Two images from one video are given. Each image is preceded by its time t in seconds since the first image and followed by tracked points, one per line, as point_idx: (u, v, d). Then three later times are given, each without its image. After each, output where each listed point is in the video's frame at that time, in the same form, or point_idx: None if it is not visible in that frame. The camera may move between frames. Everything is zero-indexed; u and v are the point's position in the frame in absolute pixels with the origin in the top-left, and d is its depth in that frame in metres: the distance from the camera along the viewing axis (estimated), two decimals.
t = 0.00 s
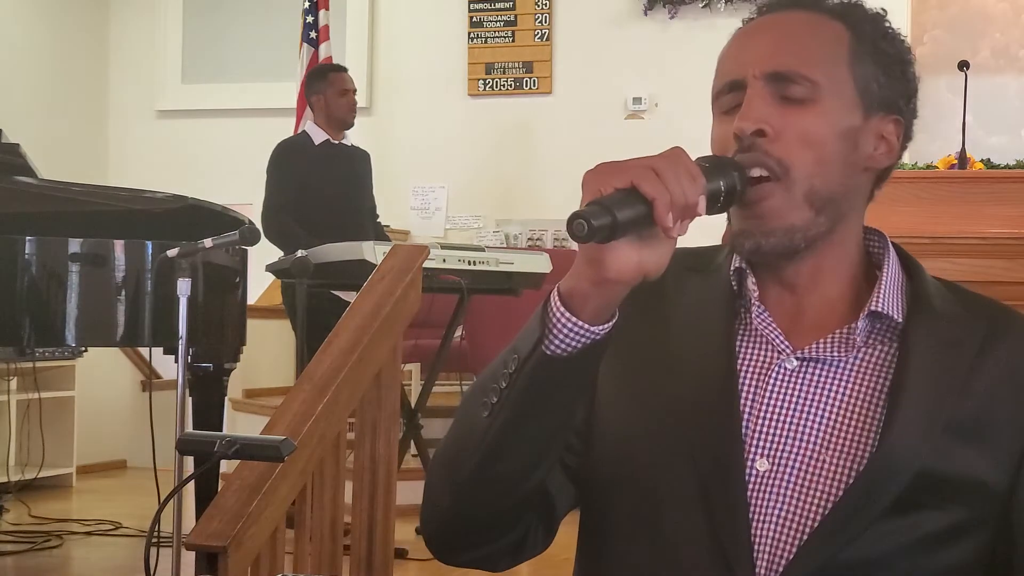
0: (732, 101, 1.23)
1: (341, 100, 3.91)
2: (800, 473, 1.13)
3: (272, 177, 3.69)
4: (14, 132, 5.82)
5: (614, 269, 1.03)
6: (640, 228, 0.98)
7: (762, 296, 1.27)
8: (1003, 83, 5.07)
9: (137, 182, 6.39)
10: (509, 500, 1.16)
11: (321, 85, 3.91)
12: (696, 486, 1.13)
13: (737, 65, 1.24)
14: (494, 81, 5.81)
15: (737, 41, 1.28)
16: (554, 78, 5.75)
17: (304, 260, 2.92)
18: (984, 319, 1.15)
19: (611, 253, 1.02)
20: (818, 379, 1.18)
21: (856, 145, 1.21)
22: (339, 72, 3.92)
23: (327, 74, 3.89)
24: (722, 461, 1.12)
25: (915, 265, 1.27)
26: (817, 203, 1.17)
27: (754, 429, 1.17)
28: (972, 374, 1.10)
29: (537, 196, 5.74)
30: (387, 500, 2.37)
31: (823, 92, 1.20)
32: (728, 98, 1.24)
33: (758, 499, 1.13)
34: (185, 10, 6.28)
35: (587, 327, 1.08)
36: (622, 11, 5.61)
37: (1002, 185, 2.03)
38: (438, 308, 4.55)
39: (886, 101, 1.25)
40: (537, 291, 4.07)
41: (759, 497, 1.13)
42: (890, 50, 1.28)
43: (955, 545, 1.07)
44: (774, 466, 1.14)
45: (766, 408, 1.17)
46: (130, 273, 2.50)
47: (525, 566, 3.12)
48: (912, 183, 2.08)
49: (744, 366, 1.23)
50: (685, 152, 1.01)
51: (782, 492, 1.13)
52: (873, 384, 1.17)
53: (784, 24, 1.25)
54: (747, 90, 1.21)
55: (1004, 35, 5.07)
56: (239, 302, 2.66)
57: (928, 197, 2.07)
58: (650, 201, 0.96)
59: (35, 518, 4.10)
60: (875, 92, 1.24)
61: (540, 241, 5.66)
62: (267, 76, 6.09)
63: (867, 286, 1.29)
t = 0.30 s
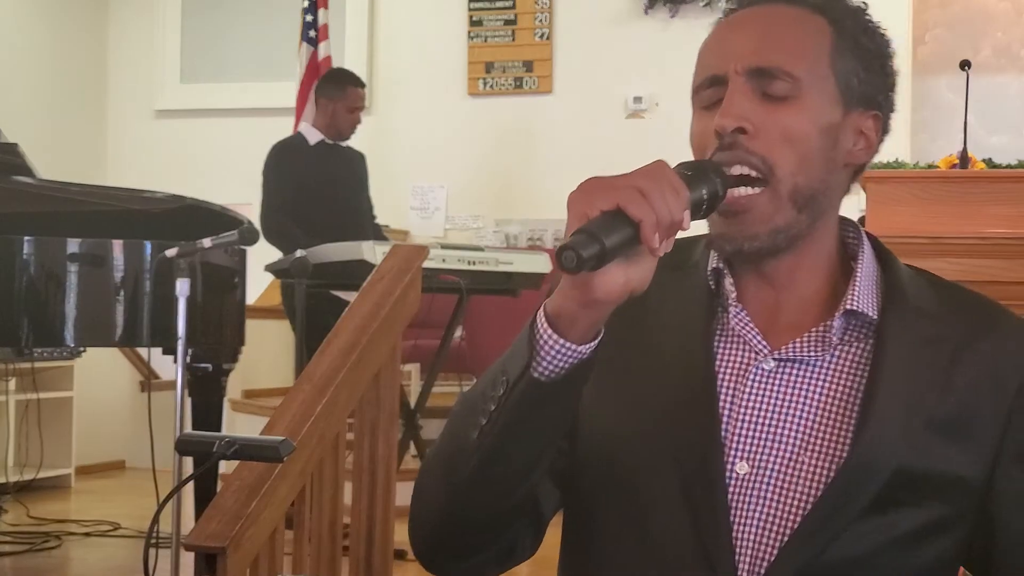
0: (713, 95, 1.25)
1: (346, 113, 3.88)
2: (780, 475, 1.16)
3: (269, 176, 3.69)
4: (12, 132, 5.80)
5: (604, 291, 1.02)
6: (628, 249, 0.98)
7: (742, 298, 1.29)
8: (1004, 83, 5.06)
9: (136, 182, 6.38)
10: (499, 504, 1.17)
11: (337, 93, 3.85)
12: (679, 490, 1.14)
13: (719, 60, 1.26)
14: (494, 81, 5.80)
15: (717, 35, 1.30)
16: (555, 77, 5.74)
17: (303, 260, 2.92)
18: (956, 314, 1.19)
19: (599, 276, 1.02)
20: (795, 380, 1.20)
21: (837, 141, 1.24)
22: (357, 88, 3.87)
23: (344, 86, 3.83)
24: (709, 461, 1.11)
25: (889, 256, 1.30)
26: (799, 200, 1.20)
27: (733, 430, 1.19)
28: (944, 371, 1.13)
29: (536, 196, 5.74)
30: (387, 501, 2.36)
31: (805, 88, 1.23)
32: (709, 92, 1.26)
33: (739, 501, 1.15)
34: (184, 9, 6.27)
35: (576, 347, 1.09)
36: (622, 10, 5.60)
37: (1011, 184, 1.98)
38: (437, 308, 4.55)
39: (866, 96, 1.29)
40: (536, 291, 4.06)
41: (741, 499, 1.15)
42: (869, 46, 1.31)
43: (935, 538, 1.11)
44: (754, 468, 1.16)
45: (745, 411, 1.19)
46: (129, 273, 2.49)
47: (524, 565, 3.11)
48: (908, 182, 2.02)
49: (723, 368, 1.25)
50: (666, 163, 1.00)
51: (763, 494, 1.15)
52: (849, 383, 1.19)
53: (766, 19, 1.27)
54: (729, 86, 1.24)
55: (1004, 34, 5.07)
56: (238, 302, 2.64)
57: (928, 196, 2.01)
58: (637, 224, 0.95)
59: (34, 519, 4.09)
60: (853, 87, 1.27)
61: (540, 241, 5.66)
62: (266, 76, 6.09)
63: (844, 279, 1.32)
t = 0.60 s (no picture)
0: (640, 122, 1.28)
1: (346, 114, 3.86)
2: (724, 477, 1.21)
3: (270, 176, 3.66)
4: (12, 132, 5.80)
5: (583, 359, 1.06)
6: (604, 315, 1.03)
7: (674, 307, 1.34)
8: (1003, 83, 5.07)
9: (136, 182, 6.38)
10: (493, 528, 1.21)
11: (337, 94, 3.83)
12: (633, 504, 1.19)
13: (644, 90, 1.29)
14: (493, 81, 5.80)
15: (632, 62, 1.33)
16: (555, 77, 5.74)
17: (303, 260, 2.92)
18: (870, 308, 1.28)
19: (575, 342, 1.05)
20: (732, 385, 1.24)
21: (759, 156, 1.30)
22: (358, 89, 3.85)
23: (346, 86, 3.82)
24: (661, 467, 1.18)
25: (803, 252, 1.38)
26: (731, 214, 1.24)
27: (677, 433, 1.23)
28: (864, 366, 1.21)
29: (536, 196, 5.74)
30: (386, 500, 2.37)
31: (729, 109, 1.28)
32: (636, 120, 1.28)
33: (688, 504, 1.21)
34: (185, 10, 6.28)
35: (556, 406, 1.14)
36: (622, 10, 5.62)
37: (1009, 184, 1.98)
38: (437, 308, 4.56)
39: (777, 110, 1.36)
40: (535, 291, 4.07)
41: (689, 502, 1.21)
42: (775, 60, 1.38)
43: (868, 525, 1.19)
44: (699, 473, 1.21)
45: (687, 418, 1.24)
46: (130, 272, 2.50)
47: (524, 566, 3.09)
48: (905, 183, 2.04)
49: (661, 379, 1.28)
50: (621, 220, 1.07)
51: (709, 496, 1.20)
52: (781, 383, 1.25)
53: (678, 45, 1.32)
54: (658, 115, 1.27)
55: (1003, 35, 5.09)
56: (238, 303, 2.65)
57: (927, 196, 2.02)
58: (613, 291, 1.01)
59: (34, 518, 4.10)
60: (767, 103, 1.34)
61: (540, 241, 5.67)
62: (267, 76, 6.09)
63: (764, 281, 1.39)
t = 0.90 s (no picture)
0: (565, 159, 1.29)
1: (337, 108, 3.81)
2: (687, 473, 1.24)
3: (268, 169, 3.63)
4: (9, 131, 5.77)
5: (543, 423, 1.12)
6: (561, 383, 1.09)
7: (618, 318, 1.33)
8: (1008, 81, 5.04)
9: (134, 181, 6.35)
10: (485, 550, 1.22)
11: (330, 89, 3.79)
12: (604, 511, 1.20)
13: (564, 127, 1.29)
14: (493, 79, 5.77)
15: (550, 93, 1.33)
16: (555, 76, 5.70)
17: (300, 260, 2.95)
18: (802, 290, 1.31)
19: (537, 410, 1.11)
20: (685, 387, 1.27)
21: (681, 174, 1.33)
22: (349, 85, 3.78)
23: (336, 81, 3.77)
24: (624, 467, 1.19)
25: (733, 245, 1.40)
26: (660, 237, 1.29)
27: (639, 431, 1.25)
28: (804, 354, 1.25)
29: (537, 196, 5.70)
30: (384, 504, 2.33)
31: (651, 139, 1.30)
32: (561, 158, 1.30)
33: (658, 502, 1.23)
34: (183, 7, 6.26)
35: (522, 462, 1.17)
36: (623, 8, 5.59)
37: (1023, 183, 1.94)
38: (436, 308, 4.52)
39: (696, 119, 1.37)
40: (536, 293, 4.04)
41: (658, 500, 1.23)
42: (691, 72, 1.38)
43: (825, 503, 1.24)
44: (665, 471, 1.24)
45: (646, 421, 1.26)
46: (125, 273, 2.45)
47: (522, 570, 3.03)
48: (914, 181, 2.00)
49: (615, 390, 1.29)
50: (558, 284, 1.11)
51: (676, 493, 1.23)
52: (731, 376, 1.29)
53: (595, 76, 1.32)
54: (583, 153, 1.28)
55: (1007, 33, 5.06)
56: (235, 306, 2.59)
57: (935, 196, 1.98)
58: (566, 363, 1.08)
59: (30, 521, 4.07)
60: (684, 119, 1.35)
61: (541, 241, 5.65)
62: (265, 74, 6.06)
63: (698, 279, 1.40)
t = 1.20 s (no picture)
0: (548, 185, 1.31)
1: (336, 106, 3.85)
2: (680, 456, 1.30)
3: (274, 159, 3.66)
4: (15, 132, 5.81)
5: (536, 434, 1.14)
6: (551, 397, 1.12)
7: (608, 319, 1.36)
8: (1002, 84, 5.10)
9: (138, 183, 6.40)
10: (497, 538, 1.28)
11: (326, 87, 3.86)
12: (601, 498, 1.26)
13: (545, 156, 1.31)
14: (494, 82, 5.83)
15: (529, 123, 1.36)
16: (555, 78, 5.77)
17: (305, 260, 2.97)
18: (778, 284, 1.36)
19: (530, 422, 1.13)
20: (670, 378, 1.33)
21: (658, 191, 1.35)
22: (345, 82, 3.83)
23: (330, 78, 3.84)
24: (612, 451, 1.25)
25: (714, 244, 1.45)
26: (642, 251, 1.32)
27: (632, 419, 1.32)
28: (780, 342, 1.30)
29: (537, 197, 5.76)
30: (387, 500, 2.38)
31: (625, 160, 1.32)
32: (543, 185, 1.32)
33: (653, 485, 1.30)
34: (187, 10, 6.32)
35: (522, 468, 1.21)
36: (622, 12, 5.66)
37: (1010, 184, 1.99)
38: (437, 308, 4.59)
39: (670, 136, 1.38)
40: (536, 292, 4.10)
41: (654, 479, 1.30)
42: (664, 93, 1.40)
43: (814, 483, 1.28)
44: (660, 454, 1.31)
45: (638, 409, 1.32)
46: (132, 273, 2.50)
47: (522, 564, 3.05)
48: (903, 184, 2.06)
49: (609, 379, 1.35)
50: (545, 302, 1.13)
51: (670, 477, 1.30)
52: (718, 365, 1.34)
53: (572, 103, 1.34)
54: (564, 179, 1.30)
55: (1002, 36, 5.13)
56: (240, 304, 2.66)
57: (924, 198, 2.04)
58: (554, 379, 1.09)
59: (35, 518, 4.11)
60: (658, 137, 1.36)
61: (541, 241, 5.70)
62: (269, 76, 6.13)
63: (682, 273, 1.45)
